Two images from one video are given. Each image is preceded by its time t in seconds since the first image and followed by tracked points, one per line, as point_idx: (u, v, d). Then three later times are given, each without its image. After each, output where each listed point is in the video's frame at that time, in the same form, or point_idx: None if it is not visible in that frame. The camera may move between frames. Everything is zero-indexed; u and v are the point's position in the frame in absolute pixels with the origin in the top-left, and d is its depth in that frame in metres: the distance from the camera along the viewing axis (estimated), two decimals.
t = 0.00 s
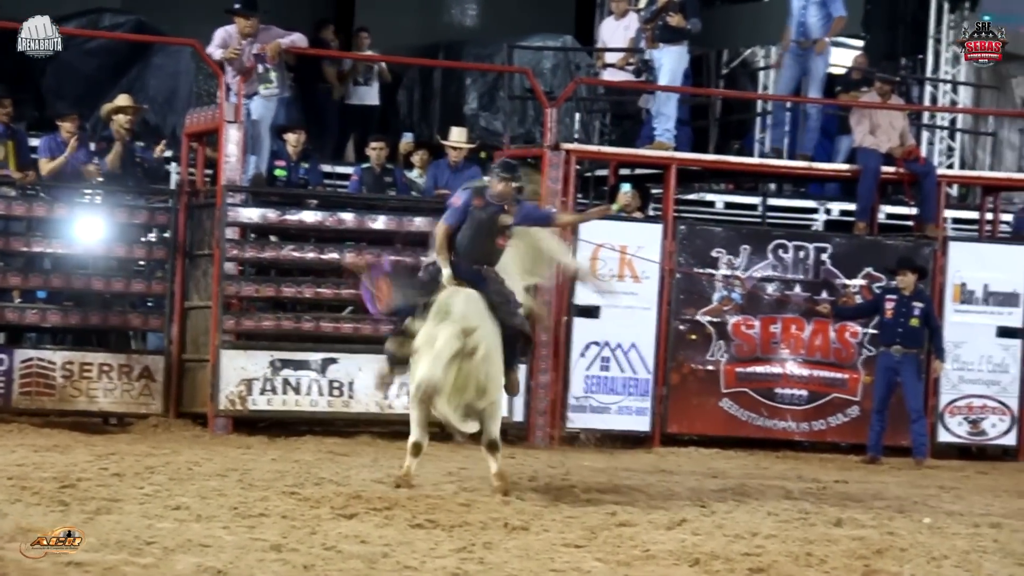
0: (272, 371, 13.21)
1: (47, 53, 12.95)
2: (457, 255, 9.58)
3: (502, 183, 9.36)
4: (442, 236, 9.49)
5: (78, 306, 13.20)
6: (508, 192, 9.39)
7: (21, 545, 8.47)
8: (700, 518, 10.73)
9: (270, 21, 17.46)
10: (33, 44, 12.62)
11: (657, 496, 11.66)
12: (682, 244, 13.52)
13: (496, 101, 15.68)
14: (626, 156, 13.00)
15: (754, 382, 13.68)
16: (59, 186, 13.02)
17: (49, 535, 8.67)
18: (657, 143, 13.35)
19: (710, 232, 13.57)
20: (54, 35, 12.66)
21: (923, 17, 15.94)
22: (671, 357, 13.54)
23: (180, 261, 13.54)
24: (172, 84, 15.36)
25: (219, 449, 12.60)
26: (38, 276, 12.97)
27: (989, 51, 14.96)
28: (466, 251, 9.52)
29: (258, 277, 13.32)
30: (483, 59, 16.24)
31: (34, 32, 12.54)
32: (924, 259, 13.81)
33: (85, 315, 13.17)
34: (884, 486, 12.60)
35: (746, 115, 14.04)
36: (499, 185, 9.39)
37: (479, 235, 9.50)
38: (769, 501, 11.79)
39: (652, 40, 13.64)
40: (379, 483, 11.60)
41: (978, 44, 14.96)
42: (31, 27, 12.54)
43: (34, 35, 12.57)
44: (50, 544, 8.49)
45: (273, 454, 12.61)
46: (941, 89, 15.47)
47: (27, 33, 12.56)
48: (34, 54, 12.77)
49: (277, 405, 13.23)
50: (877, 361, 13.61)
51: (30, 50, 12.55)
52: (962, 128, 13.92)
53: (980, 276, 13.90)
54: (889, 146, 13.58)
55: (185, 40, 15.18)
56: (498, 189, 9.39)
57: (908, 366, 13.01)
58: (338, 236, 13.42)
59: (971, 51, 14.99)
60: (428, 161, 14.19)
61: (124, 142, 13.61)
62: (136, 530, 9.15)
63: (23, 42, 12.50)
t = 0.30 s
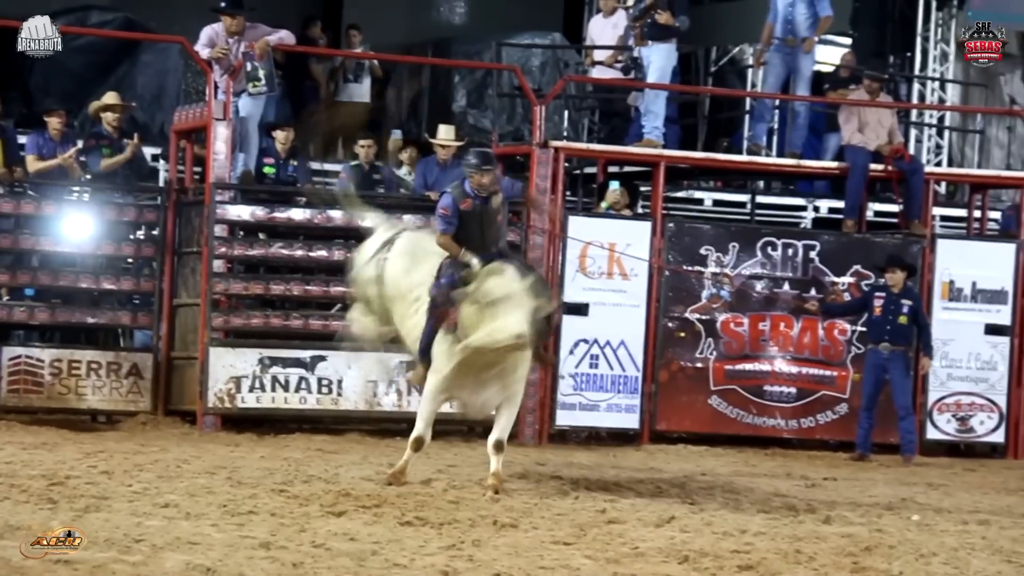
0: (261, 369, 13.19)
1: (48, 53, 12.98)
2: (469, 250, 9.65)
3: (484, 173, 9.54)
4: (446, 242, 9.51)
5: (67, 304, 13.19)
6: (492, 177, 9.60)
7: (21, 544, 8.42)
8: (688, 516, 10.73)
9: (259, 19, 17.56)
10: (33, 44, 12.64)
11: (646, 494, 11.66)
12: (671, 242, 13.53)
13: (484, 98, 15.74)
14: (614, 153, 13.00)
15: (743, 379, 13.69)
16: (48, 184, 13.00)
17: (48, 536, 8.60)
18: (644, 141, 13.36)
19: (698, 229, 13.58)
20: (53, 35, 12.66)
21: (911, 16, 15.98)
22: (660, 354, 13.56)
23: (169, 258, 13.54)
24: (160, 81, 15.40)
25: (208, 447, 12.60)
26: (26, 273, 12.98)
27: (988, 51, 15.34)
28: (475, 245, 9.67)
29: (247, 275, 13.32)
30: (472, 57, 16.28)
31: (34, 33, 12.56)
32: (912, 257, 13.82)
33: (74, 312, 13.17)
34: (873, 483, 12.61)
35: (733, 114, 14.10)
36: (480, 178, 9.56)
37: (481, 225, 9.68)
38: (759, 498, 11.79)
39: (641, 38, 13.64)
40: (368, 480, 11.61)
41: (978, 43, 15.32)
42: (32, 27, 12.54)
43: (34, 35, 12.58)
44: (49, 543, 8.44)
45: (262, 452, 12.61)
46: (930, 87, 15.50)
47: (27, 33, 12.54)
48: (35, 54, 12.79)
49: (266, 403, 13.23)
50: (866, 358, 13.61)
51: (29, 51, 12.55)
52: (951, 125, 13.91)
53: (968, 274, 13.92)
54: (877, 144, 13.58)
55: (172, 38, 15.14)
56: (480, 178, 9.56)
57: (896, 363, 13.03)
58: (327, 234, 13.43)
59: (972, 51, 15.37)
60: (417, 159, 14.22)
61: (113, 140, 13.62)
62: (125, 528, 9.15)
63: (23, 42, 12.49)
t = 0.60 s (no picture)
0: (257, 369, 13.21)
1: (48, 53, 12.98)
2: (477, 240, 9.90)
3: (487, 172, 9.69)
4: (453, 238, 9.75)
5: (62, 304, 13.19)
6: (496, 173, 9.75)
7: (21, 545, 8.42)
8: (684, 515, 10.74)
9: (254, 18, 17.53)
10: (33, 44, 12.64)
11: (642, 493, 11.65)
12: (667, 241, 13.54)
13: (480, 98, 15.56)
14: (611, 152, 13.00)
15: (739, 378, 13.70)
16: (43, 183, 12.99)
17: (47, 535, 8.65)
18: (641, 140, 13.35)
19: (694, 228, 13.60)
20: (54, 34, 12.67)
21: (906, 14, 15.96)
22: (656, 353, 13.55)
23: (164, 257, 13.53)
24: (155, 81, 15.38)
25: (204, 446, 12.59)
26: (21, 272, 12.97)
27: (989, 51, 15.61)
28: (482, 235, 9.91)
29: (242, 274, 13.32)
30: (467, 56, 16.28)
31: (34, 32, 12.56)
32: (908, 256, 13.81)
33: (70, 311, 13.18)
34: (869, 482, 12.62)
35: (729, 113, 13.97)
36: (485, 176, 9.72)
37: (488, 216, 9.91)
38: (755, 497, 11.79)
39: (637, 37, 13.66)
40: (364, 480, 11.61)
41: (979, 44, 15.61)
42: (31, 27, 12.55)
43: (34, 35, 12.58)
44: (50, 544, 8.46)
45: (258, 451, 12.60)
46: (925, 86, 15.51)
47: (27, 33, 12.55)
48: (35, 54, 12.79)
49: (262, 403, 13.23)
50: (861, 357, 13.63)
51: (29, 50, 12.54)
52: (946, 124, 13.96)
53: (964, 273, 13.93)
54: (873, 143, 13.55)
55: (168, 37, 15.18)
56: (484, 176, 9.72)
57: (891, 362, 13.03)
58: (323, 233, 13.41)
59: (972, 51, 15.66)
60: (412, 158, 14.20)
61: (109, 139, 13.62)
62: (121, 527, 9.15)
63: (22, 43, 12.49)
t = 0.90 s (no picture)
0: (256, 367, 13.21)
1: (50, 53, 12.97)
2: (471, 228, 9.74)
3: (496, 163, 9.73)
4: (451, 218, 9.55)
5: (61, 302, 13.19)
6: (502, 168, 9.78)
7: (21, 544, 8.40)
8: (684, 513, 10.74)
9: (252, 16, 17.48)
10: (33, 44, 12.63)
11: (641, 491, 11.66)
12: (666, 239, 13.54)
13: (479, 97, 15.51)
14: (610, 151, 13.00)
15: (738, 376, 13.70)
16: (41, 182, 12.99)
17: (48, 535, 8.61)
18: (640, 139, 13.38)
19: (693, 227, 13.60)
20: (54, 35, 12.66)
21: (905, 12, 15.90)
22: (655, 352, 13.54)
23: (164, 255, 13.54)
24: (154, 79, 15.30)
25: (203, 445, 12.59)
26: (20, 271, 12.97)
27: (989, 51, 15.71)
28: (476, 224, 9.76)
29: (241, 273, 13.32)
30: (466, 54, 16.27)
31: (34, 32, 12.56)
32: (907, 254, 13.81)
33: (70, 309, 13.18)
34: (867, 480, 12.62)
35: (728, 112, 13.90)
36: (493, 167, 9.72)
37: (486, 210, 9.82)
38: (753, 496, 11.79)
39: (635, 36, 13.63)
40: (366, 478, 11.62)
41: (979, 44, 15.70)
42: (31, 27, 12.53)
43: (35, 35, 12.57)
44: (50, 543, 8.43)
45: (257, 450, 12.60)
46: (924, 84, 15.50)
47: (26, 33, 12.56)
48: (35, 54, 12.78)
49: (261, 401, 13.23)
50: (860, 356, 13.63)
51: (30, 50, 12.55)
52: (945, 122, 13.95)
53: (963, 271, 13.93)
54: (872, 142, 13.55)
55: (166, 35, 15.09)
56: (493, 168, 9.72)
57: (890, 361, 13.02)
58: (322, 232, 13.39)
59: (972, 50, 15.77)
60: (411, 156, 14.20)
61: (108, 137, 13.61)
62: (120, 526, 9.15)
63: (22, 42, 12.49)
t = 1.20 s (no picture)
0: (250, 366, 13.21)
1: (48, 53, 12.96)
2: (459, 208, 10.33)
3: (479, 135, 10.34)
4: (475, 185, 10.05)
5: (55, 300, 13.18)
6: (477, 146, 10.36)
7: (21, 544, 8.36)
8: (678, 512, 10.75)
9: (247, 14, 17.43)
10: (33, 44, 12.64)
11: (636, 490, 11.66)
12: (661, 238, 13.53)
13: (474, 95, 15.54)
14: (605, 150, 13.02)
15: (733, 375, 13.70)
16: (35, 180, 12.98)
17: (48, 535, 8.57)
18: (634, 138, 13.38)
19: (687, 225, 13.59)
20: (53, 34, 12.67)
21: (900, 11, 15.90)
22: (650, 351, 13.53)
23: (158, 254, 13.54)
24: (149, 78, 15.38)
25: (198, 444, 12.58)
26: (14, 270, 12.96)
27: (989, 51, 15.76)
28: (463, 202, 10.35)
29: (236, 272, 13.31)
30: (461, 52, 16.27)
31: (34, 32, 12.55)
32: (901, 252, 13.82)
33: (64, 308, 13.16)
34: (861, 478, 12.62)
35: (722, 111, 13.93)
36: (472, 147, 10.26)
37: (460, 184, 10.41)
38: (748, 494, 11.79)
39: (630, 34, 13.66)
40: (361, 477, 11.62)
41: (979, 44, 15.75)
42: (31, 27, 12.52)
43: (34, 35, 12.57)
44: (50, 543, 8.39)
45: (251, 448, 12.60)
46: (918, 83, 15.50)
47: (27, 33, 12.55)
48: (34, 54, 12.78)
49: (255, 400, 13.22)
50: (854, 354, 13.62)
51: (29, 51, 12.55)
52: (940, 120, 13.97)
53: (957, 270, 13.94)
54: (865, 140, 13.55)
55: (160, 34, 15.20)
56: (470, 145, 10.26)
57: (885, 359, 13.02)
58: (316, 230, 13.39)
59: (972, 51, 15.84)
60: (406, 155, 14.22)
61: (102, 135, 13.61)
62: (114, 524, 9.15)
63: (22, 42, 12.48)
